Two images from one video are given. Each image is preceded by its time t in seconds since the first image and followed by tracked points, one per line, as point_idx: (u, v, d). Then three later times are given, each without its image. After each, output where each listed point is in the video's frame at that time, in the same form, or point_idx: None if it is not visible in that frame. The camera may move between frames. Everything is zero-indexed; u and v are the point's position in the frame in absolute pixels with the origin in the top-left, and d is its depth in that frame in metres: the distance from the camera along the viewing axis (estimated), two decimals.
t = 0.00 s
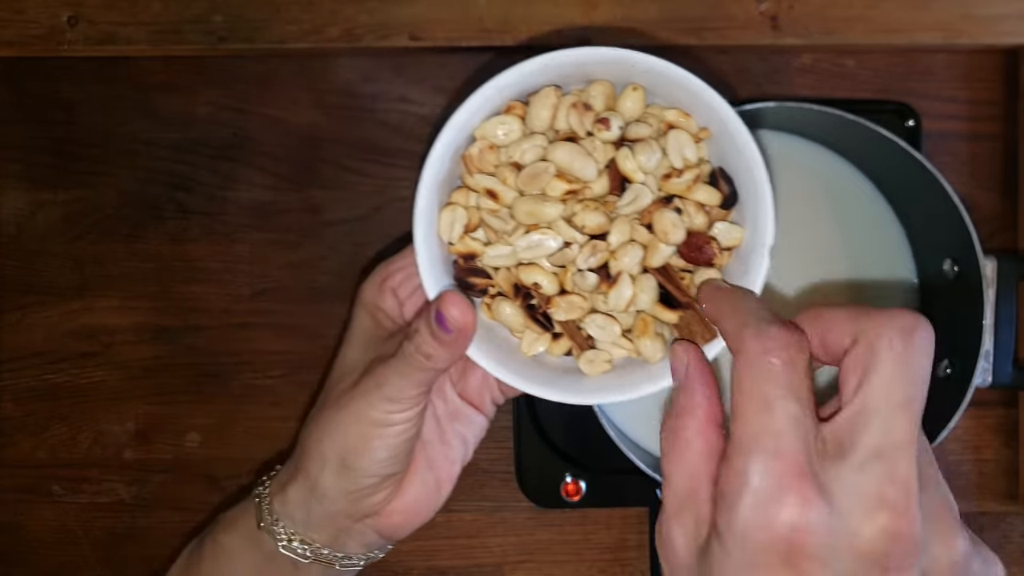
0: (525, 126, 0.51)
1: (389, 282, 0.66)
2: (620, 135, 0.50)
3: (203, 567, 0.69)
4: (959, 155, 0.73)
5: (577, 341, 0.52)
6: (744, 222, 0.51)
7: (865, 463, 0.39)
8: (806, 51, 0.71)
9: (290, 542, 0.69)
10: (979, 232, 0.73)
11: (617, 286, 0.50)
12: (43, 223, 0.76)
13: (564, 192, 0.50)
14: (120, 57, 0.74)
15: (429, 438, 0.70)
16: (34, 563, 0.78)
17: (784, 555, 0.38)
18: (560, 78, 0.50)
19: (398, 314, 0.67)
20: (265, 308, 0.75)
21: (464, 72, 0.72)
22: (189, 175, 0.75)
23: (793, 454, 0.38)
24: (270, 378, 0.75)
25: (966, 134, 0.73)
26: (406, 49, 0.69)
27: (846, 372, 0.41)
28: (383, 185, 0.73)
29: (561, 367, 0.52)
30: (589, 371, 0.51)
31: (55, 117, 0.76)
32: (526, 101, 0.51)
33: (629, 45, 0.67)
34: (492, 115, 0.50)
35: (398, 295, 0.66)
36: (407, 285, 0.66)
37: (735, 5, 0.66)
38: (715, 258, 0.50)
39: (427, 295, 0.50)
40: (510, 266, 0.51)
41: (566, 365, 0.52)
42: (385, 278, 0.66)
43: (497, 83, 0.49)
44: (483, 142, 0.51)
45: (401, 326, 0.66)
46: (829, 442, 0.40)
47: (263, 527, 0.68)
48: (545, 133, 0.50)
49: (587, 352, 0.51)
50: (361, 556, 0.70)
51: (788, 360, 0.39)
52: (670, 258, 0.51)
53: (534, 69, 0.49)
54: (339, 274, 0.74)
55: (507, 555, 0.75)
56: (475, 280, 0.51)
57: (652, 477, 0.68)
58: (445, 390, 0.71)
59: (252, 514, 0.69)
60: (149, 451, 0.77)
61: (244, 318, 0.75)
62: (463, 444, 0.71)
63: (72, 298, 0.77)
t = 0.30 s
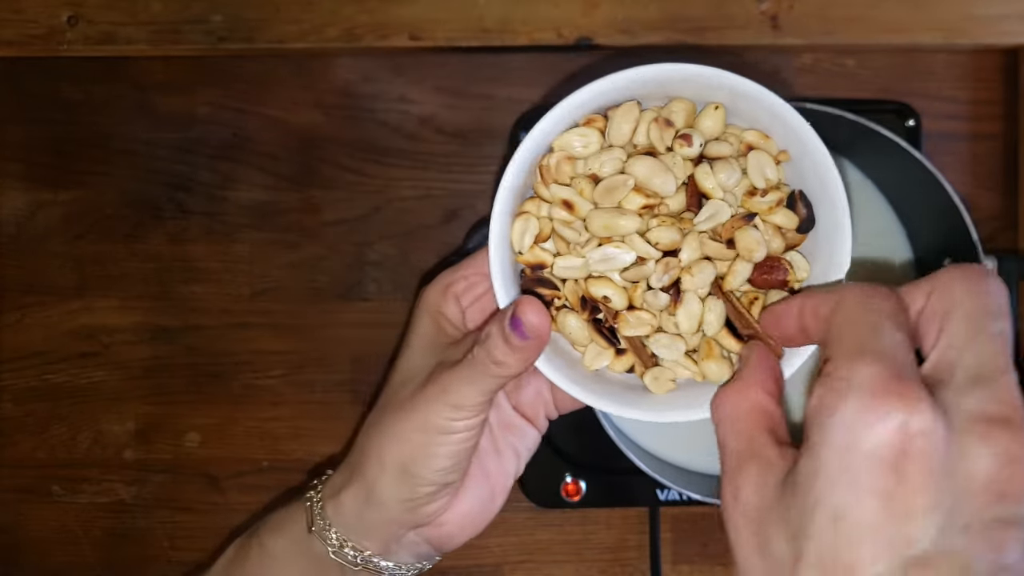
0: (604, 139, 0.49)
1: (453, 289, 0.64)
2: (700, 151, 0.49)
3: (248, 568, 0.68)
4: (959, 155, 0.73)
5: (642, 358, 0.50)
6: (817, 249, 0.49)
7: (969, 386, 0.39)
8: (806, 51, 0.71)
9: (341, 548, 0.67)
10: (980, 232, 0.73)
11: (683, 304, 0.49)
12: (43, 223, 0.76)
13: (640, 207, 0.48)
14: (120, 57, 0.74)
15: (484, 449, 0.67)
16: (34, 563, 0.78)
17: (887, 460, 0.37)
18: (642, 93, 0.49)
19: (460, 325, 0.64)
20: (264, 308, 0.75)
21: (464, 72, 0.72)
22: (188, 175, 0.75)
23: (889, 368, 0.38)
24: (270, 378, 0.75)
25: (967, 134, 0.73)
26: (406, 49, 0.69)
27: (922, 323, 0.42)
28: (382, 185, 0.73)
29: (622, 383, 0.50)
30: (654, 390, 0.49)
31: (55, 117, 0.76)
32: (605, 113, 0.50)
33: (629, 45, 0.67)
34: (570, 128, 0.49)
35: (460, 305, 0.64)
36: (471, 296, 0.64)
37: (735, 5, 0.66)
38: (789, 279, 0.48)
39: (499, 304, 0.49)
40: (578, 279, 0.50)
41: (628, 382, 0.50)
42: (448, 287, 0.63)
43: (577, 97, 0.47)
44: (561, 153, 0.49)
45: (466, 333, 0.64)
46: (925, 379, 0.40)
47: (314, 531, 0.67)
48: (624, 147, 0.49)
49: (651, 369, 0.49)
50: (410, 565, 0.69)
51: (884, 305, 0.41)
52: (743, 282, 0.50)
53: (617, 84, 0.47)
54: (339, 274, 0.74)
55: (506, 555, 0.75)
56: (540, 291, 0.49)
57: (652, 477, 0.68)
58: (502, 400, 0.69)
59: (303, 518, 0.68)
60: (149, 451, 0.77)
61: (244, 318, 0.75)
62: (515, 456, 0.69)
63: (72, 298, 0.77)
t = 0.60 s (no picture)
0: (619, 132, 0.49)
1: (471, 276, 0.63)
2: (712, 146, 0.49)
3: (264, 553, 0.68)
4: (959, 155, 0.73)
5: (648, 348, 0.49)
6: (827, 246, 0.48)
7: None
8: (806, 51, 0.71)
9: (357, 526, 0.65)
10: (980, 232, 0.73)
11: (697, 298, 0.49)
12: (42, 223, 0.76)
13: (651, 196, 0.49)
14: (120, 57, 0.74)
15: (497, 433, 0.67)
16: (34, 563, 0.78)
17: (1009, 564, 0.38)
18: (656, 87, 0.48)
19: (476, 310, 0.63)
20: (264, 308, 0.75)
21: (464, 72, 0.72)
22: (188, 175, 0.75)
23: None
24: (270, 378, 0.75)
25: (966, 134, 0.73)
26: (406, 49, 0.69)
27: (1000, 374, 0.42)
28: (382, 185, 0.73)
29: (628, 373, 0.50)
30: (660, 377, 0.48)
31: (55, 117, 0.76)
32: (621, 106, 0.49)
33: (629, 45, 0.67)
34: (586, 119, 0.49)
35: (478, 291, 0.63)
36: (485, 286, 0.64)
37: (735, 5, 0.66)
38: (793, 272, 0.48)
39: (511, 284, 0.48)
40: (589, 266, 0.50)
41: (634, 372, 0.50)
42: (465, 272, 0.63)
43: (591, 89, 0.47)
44: (576, 144, 0.49)
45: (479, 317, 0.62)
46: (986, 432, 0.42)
47: (329, 511, 0.65)
48: (637, 139, 0.49)
49: (659, 358, 0.49)
50: (423, 547, 0.67)
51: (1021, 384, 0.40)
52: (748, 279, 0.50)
53: (630, 77, 0.46)
54: (339, 274, 0.74)
55: (506, 555, 0.76)
56: (561, 278, 0.50)
57: (653, 477, 0.68)
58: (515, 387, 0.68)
59: (319, 499, 0.66)
60: (149, 451, 0.77)
61: (244, 318, 0.75)
62: (528, 445, 0.67)
63: (72, 298, 0.77)
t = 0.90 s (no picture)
0: (609, 135, 0.49)
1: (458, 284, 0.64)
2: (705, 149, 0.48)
3: (252, 565, 0.67)
4: (959, 155, 0.73)
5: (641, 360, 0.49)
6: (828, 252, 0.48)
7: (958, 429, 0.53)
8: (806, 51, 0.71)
9: (342, 541, 0.64)
10: (980, 233, 0.73)
11: (690, 311, 0.48)
12: (42, 223, 0.76)
13: (642, 203, 0.48)
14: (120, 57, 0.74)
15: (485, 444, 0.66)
16: (34, 563, 0.78)
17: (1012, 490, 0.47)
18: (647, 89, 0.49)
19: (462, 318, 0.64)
20: (264, 308, 0.75)
21: (464, 72, 0.72)
22: (188, 175, 0.75)
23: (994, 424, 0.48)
24: (270, 377, 0.75)
25: (967, 134, 0.73)
26: (406, 49, 0.69)
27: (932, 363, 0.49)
28: (382, 185, 0.73)
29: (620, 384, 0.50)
30: (652, 391, 0.48)
31: (56, 117, 0.76)
32: (610, 109, 0.49)
33: (629, 45, 0.67)
34: (575, 123, 0.49)
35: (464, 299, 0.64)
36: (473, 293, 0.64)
37: (735, 5, 0.66)
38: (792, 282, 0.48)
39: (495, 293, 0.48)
40: (578, 275, 0.50)
41: (627, 383, 0.50)
42: (452, 281, 0.63)
43: (577, 91, 0.47)
44: (564, 147, 0.49)
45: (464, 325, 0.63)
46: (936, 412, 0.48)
47: (316, 525, 0.64)
48: (628, 142, 0.49)
49: (651, 371, 0.49)
50: (411, 562, 0.66)
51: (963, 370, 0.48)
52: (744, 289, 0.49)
53: (619, 78, 0.47)
54: (339, 274, 0.74)
55: (506, 555, 0.75)
56: (543, 285, 0.49)
57: (653, 478, 0.68)
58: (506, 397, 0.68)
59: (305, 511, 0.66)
60: (149, 451, 0.77)
61: (244, 318, 0.75)
62: (517, 455, 0.67)
63: (72, 298, 0.77)
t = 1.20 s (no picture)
0: (605, 123, 0.49)
1: (450, 277, 0.64)
2: (704, 139, 0.48)
3: (243, 562, 0.67)
4: (959, 155, 0.73)
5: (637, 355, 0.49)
6: (829, 245, 0.48)
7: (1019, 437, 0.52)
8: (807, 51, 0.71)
9: (332, 538, 0.64)
10: (981, 233, 0.73)
11: (687, 305, 0.48)
12: (42, 223, 0.76)
13: (638, 192, 0.48)
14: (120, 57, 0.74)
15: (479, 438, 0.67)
16: (34, 563, 0.78)
17: None
18: (645, 77, 0.48)
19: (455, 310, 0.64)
20: (264, 308, 0.75)
21: (463, 72, 0.72)
22: (188, 175, 0.75)
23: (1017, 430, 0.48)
24: (270, 377, 0.75)
25: (967, 134, 0.73)
26: (406, 49, 0.69)
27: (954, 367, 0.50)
28: (382, 186, 0.73)
29: (615, 378, 0.50)
30: (648, 386, 0.48)
31: (56, 116, 0.76)
32: (607, 96, 0.49)
33: (629, 45, 0.67)
34: (571, 110, 0.48)
35: (457, 292, 0.64)
36: (468, 285, 0.65)
37: (735, 5, 0.66)
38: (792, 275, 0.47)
39: (488, 285, 0.48)
40: (573, 268, 0.49)
41: (623, 378, 0.50)
42: (445, 273, 0.64)
43: (573, 78, 0.46)
44: (559, 136, 0.48)
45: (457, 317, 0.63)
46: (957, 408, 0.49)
47: (305, 521, 0.64)
48: (624, 131, 0.49)
49: (646, 365, 0.49)
50: (403, 559, 0.66)
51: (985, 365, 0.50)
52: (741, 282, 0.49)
53: (617, 64, 0.46)
54: (339, 274, 0.74)
55: (506, 555, 0.75)
56: (537, 277, 0.49)
57: (654, 478, 0.68)
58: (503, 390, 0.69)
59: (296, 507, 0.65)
60: (149, 451, 0.77)
61: (244, 318, 0.75)
62: (512, 450, 0.68)
63: (72, 298, 0.77)
